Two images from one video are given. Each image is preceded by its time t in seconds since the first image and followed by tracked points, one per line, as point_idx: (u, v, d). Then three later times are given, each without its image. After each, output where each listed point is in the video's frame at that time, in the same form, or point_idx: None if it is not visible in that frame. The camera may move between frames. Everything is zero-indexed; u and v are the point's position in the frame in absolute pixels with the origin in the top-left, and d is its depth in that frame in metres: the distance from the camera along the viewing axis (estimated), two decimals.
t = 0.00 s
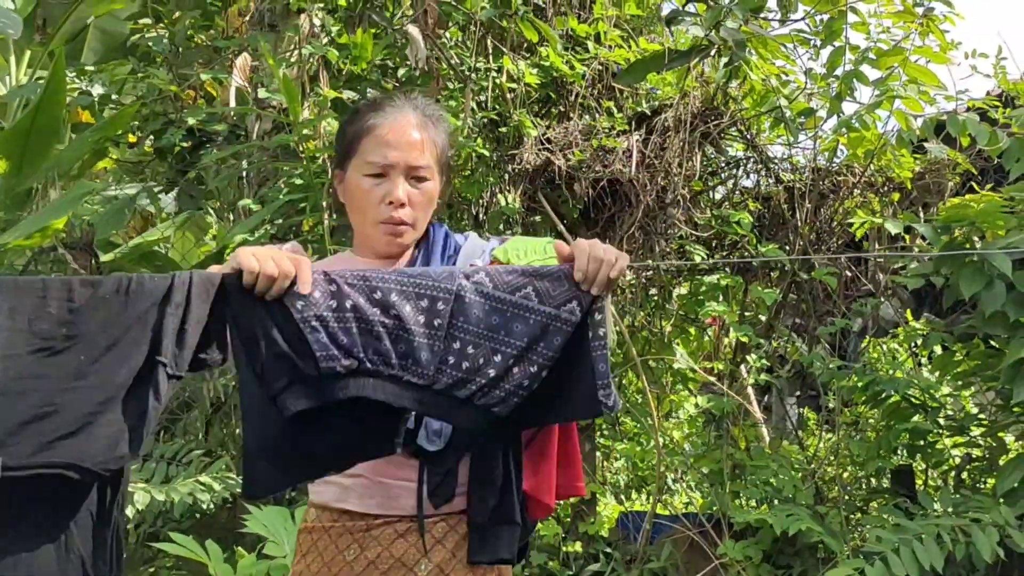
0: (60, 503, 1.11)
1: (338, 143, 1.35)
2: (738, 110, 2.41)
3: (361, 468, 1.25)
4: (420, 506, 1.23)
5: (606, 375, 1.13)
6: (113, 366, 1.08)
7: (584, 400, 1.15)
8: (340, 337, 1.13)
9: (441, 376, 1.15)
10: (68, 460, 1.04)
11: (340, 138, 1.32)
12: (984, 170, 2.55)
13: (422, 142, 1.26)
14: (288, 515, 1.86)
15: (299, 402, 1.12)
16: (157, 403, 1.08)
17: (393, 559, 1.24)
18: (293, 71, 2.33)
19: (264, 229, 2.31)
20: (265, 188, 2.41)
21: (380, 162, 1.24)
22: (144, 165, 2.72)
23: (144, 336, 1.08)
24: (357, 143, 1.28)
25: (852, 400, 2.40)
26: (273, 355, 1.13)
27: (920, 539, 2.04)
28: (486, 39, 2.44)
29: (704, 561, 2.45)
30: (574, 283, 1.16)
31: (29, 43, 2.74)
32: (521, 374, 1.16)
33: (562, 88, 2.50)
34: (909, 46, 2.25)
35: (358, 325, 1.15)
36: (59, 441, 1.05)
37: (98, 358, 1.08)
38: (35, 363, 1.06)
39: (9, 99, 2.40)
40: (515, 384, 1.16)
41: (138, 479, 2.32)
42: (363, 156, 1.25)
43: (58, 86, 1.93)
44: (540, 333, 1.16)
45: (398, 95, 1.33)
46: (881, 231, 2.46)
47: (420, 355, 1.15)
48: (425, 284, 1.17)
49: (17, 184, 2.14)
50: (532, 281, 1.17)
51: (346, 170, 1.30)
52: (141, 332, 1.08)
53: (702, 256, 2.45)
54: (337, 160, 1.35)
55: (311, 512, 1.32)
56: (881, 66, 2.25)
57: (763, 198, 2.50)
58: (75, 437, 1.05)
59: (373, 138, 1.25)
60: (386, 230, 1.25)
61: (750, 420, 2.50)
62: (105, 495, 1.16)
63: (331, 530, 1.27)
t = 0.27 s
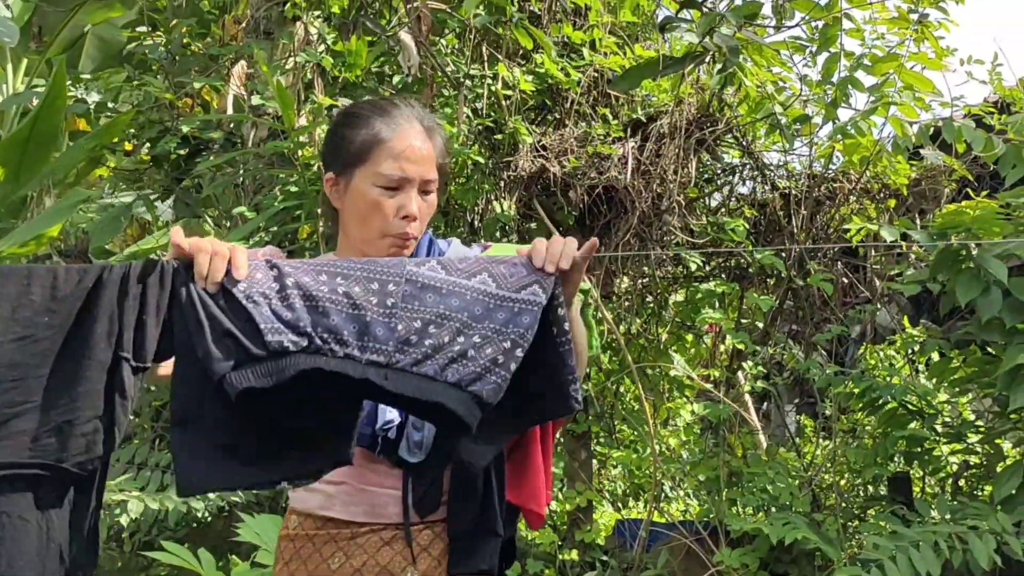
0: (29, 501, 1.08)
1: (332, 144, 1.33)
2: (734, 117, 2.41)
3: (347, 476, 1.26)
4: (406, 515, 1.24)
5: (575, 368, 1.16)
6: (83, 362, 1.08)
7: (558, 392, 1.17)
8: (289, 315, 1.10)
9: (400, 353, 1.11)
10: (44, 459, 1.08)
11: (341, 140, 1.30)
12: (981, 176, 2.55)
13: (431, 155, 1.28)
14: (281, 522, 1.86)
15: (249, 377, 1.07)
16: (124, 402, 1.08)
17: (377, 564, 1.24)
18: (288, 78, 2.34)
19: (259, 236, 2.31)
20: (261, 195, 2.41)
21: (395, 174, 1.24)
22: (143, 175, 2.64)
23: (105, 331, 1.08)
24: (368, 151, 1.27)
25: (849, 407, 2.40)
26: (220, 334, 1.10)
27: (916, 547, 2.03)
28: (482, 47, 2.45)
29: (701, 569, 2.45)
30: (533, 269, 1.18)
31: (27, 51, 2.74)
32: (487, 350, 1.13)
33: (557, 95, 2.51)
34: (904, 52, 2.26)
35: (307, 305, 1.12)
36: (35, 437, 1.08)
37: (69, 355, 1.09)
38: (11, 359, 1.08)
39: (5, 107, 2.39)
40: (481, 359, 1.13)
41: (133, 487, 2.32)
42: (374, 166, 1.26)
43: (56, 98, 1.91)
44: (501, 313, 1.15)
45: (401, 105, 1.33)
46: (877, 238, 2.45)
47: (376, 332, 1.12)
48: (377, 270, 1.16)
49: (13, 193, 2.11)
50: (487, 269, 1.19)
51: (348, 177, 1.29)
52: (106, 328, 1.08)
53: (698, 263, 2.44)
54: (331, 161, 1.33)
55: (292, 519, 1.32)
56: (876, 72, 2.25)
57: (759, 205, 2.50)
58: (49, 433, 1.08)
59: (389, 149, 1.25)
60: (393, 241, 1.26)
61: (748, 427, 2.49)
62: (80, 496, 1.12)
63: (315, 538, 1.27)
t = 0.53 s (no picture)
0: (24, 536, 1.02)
1: (323, 147, 1.29)
2: (734, 120, 2.40)
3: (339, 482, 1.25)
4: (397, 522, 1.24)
5: (597, 377, 1.07)
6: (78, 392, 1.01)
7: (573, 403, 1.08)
8: (285, 350, 1.04)
9: (399, 390, 1.05)
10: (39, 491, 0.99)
11: (339, 143, 1.27)
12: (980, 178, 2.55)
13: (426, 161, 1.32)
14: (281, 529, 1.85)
15: (246, 418, 1.02)
16: (122, 432, 1.01)
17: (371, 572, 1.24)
18: (286, 84, 2.33)
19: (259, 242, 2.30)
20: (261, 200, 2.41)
21: (404, 181, 1.27)
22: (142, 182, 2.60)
23: (104, 359, 1.01)
24: (373, 156, 1.27)
25: (850, 411, 2.39)
26: (216, 371, 1.03)
27: (918, 552, 2.02)
28: (481, 51, 2.45)
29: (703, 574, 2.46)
30: (532, 291, 1.10)
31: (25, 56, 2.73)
32: (485, 383, 1.08)
33: (557, 99, 2.51)
34: (903, 56, 2.26)
35: (303, 337, 1.05)
36: (33, 468, 0.99)
37: (67, 383, 1.01)
38: (7, 389, 0.99)
39: (4, 113, 2.38)
40: (479, 395, 1.07)
41: (133, 493, 2.31)
42: (379, 172, 1.27)
43: (54, 104, 1.87)
44: (498, 340, 1.09)
45: (391, 107, 1.33)
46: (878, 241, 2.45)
47: (374, 368, 1.05)
48: (377, 296, 1.08)
49: (13, 198, 2.09)
50: (484, 290, 1.11)
51: (344, 181, 1.27)
52: (103, 355, 1.01)
53: (698, 267, 2.44)
54: (322, 164, 1.29)
55: (281, 527, 1.30)
56: (875, 76, 2.25)
57: (759, 209, 2.49)
58: (47, 464, 0.99)
59: (399, 156, 1.26)
60: (397, 246, 1.28)
61: (749, 431, 2.49)
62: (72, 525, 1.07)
63: (305, 546, 1.26)
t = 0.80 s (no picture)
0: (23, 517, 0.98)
1: (310, 146, 1.24)
2: (733, 126, 2.41)
3: (348, 490, 1.23)
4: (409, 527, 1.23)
5: (572, 369, 1.10)
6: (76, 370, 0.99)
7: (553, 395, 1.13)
8: (280, 334, 1.02)
9: (391, 371, 1.03)
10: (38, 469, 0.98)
11: (327, 142, 1.23)
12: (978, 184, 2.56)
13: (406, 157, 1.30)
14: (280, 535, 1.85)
15: (241, 400, 1.00)
16: (121, 408, 0.99)
17: None
18: (286, 89, 2.34)
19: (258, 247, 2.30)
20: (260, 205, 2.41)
21: (394, 177, 1.25)
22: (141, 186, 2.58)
23: (101, 339, 1.00)
24: (360, 154, 1.23)
25: (849, 416, 2.39)
26: (211, 354, 1.02)
27: (917, 556, 2.02)
28: (480, 57, 2.46)
29: None
30: (525, 274, 1.10)
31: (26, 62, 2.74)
32: (475, 367, 1.07)
33: (556, 105, 2.51)
34: (902, 61, 2.27)
35: (297, 320, 1.03)
36: (31, 445, 0.98)
37: (66, 362, 1.00)
38: (6, 367, 0.98)
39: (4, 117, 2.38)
40: (469, 378, 1.07)
41: (132, 497, 2.31)
42: (366, 169, 1.23)
43: (48, 109, 1.84)
44: (491, 323, 1.08)
45: (372, 107, 1.31)
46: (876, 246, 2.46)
47: (367, 351, 1.03)
48: (370, 278, 1.06)
49: (12, 202, 2.09)
50: (479, 273, 1.09)
51: (331, 182, 1.23)
52: (100, 333, 1.00)
53: (697, 272, 2.45)
54: (309, 164, 1.23)
55: (286, 537, 1.28)
56: (874, 81, 2.25)
57: (758, 214, 2.50)
58: (46, 440, 0.98)
59: (389, 152, 1.24)
60: (391, 243, 1.25)
61: (748, 436, 2.49)
62: (79, 505, 1.02)
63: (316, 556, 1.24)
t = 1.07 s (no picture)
0: (23, 534, 0.94)
1: (319, 150, 1.21)
2: (732, 130, 2.41)
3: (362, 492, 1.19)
4: (423, 529, 1.21)
5: (575, 386, 1.06)
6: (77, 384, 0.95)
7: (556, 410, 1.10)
8: (281, 349, 0.98)
9: (393, 388, 1.01)
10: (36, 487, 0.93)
11: (335, 146, 1.20)
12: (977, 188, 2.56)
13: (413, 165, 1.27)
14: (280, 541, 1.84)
15: (241, 416, 0.97)
16: (122, 425, 0.95)
17: None
18: (286, 93, 2.33)
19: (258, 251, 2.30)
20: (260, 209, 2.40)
21: (402, 183, 1.22)
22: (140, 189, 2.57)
23: (102, 354, 0.95)
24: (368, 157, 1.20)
25: (850, 420, 2.39)
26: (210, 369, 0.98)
27: (917, 561, 2.01)
28: (481, 61, 2.46)
29: None
30: (527, 290, 1.07)
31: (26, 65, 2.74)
32: (478, 383, 1.04)
33: (555, 108, 2.51)
34: (901, 65, 2.27)
35: (297, 335, 0.99)
36: (31, 460, 0.93)
37: (66, 377, 0.95)
38: (4, 381, 0.93)
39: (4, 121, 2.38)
40: (471, 395, 1.04)
41: (131, 502, 2.31)
42: (374, 173, 1.20)
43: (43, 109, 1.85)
44: (493, 339, 1.05)
45: (380, 113, 1.28)
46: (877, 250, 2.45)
47: (369, 367, 1.00)
48: (372, 293, 1.03)
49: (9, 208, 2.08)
50: (480, 288, 1.07)
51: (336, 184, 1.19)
52: (102, 348, 0.95)
53: (697, 275, 2.45)
54: (318, 168, 1.20)
55: (293, 544, 1.21)
56: (874, 85, 2.25)
57: (758, 218, 2.50)
58: (47, 456, 0.93)
59: (398, 158, 1.22)
60: (393, 250, 1.22)
61: (748, 440, 2.49)
62: (78, 521, 0.98)
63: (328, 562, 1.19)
